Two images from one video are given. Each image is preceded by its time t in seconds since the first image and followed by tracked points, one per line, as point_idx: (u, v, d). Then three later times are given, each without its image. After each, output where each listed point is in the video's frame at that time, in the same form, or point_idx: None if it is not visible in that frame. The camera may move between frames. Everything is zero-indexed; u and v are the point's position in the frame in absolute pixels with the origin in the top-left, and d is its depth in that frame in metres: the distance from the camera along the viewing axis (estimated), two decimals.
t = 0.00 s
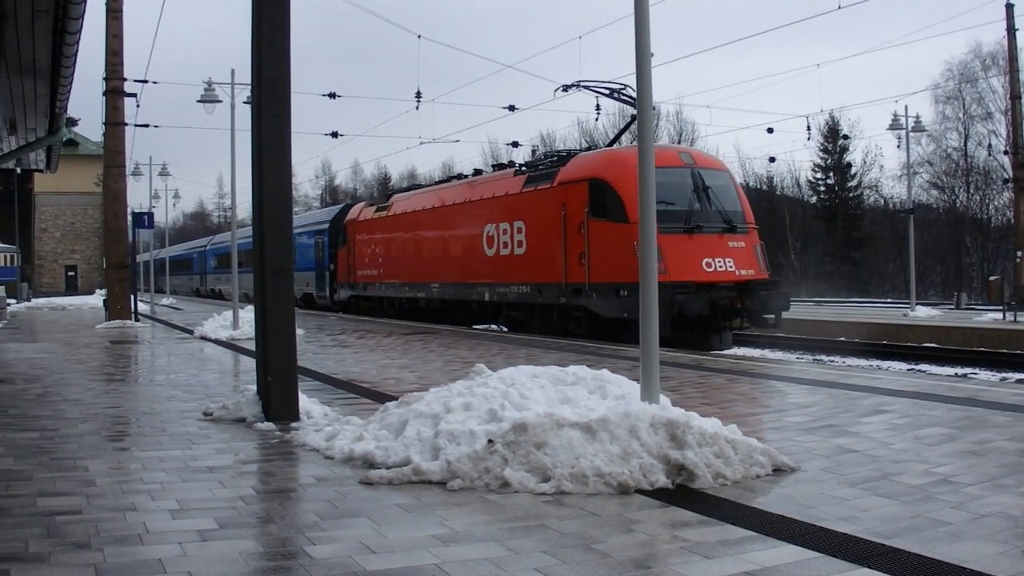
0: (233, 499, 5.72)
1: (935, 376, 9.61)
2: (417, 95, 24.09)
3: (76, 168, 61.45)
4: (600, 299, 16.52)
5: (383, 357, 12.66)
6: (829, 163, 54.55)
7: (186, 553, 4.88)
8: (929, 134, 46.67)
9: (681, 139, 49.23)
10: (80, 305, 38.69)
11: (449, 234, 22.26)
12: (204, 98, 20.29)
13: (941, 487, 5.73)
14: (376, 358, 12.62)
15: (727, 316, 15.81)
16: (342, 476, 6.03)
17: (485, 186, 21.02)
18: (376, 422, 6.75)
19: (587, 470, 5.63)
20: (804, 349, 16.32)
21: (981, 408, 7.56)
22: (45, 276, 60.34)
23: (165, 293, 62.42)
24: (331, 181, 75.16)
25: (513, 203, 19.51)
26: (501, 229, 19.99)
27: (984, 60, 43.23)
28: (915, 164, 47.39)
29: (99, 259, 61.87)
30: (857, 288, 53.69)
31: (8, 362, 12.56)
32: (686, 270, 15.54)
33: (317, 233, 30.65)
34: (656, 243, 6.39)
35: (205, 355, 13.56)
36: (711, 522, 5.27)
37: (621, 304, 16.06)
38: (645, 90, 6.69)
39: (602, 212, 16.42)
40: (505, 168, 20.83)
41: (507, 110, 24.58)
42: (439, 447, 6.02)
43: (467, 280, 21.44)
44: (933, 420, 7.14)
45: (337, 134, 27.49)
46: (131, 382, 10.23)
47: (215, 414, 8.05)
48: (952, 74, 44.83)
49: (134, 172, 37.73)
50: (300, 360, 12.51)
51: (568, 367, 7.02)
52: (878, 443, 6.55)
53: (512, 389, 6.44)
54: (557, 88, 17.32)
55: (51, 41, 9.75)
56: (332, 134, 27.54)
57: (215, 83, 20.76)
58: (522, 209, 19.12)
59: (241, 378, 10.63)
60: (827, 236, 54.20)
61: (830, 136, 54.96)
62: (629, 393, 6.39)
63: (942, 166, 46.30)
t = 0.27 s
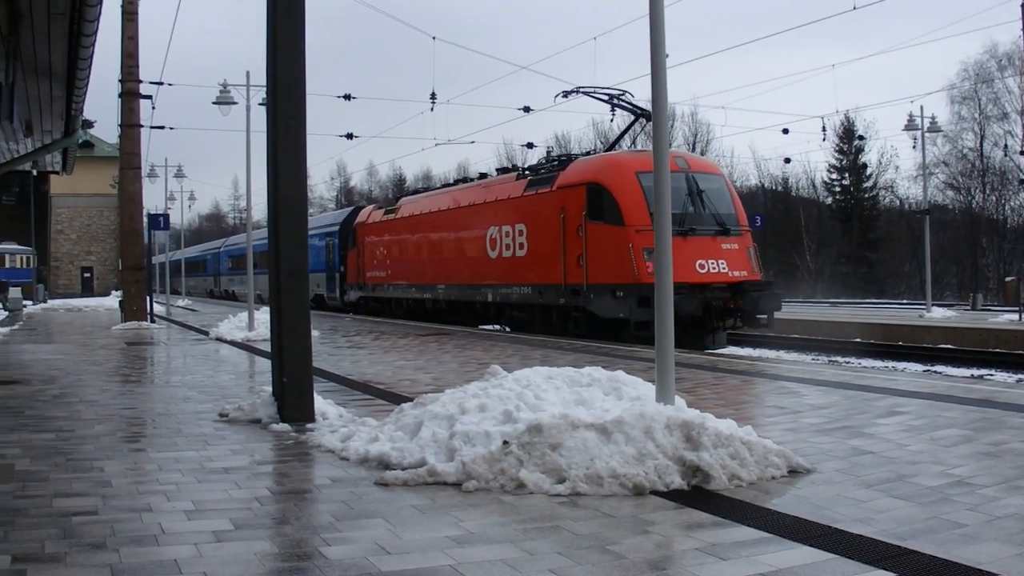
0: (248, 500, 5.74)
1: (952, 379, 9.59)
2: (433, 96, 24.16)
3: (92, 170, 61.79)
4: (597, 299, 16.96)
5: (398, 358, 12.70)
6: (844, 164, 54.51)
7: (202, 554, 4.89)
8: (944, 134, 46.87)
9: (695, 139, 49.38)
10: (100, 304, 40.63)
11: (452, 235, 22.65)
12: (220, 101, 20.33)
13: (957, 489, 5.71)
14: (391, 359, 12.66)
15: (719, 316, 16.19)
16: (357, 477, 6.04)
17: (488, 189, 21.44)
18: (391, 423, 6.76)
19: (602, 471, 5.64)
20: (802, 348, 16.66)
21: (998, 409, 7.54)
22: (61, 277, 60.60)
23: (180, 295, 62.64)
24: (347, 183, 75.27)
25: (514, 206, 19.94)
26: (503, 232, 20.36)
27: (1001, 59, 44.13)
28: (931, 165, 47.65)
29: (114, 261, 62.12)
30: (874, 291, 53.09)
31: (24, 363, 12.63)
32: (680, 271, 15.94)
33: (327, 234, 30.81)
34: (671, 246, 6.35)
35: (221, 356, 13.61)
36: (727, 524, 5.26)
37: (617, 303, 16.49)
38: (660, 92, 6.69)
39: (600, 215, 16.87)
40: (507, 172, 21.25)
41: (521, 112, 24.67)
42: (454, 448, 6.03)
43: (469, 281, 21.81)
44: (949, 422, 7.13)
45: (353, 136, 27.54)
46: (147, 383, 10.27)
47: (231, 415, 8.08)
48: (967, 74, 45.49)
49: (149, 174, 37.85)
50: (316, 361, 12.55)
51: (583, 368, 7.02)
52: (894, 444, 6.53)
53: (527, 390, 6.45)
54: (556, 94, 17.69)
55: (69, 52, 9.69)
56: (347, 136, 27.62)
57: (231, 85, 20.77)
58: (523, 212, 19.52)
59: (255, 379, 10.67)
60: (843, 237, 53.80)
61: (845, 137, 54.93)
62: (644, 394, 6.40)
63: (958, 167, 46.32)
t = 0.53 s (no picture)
0: (262, 502, 5.75)
1: (970, 382, 9.54)
2: (447, 99, 24.18)
3: (107, 173, 61.92)
4: (593, 301, 17.14)
5: (413, 360, 12.69)
6: (859, 166, 53.46)
7: (216, 556, 4.90)
8: (959, 135, 46.51)
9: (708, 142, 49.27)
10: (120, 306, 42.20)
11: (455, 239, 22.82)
12: (234, 104, 20.37)
13: (972, 492, 5.69)
14: (406, 362, 12.66)
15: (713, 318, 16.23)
16: (372, 479, 6.05)
17: (489, 194, 21.61)
18: (405, 426, 6.79)
19: (617, 474, 5.63)
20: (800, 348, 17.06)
21: (1014, 413, 7.50)
22: (77, 280, 60.76)
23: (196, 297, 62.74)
24: (361, 185, 75.19)
25: (513, 211, 20.12)
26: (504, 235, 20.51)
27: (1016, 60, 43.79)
28: (945, 167, 47.25)
29: (129, 264, 62.22)
30: (888, 295, 52.13)
31: (40, 365, 12.69)
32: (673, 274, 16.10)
33: (338, 237, 30.91)
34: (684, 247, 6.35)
35: (236, 358, 13.65)
36: (741, 527, 5.24)
37: (612, 306, 16.67)
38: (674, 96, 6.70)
39: (595, 219, 17.07)
40: (508, 178, 21.42)
41: (536, 114, 24.71)
42: (469, 450, 6.05)
43: (472, 284, 21.97)
44: (965, 425, 7.10)
45: (367, 138, 27.54)
46: (163, 385, 10.32)
47: (246, 418, 8.10)
48: (983, 75, 45.19)
49: (164, 176, 37.90)
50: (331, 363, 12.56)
51: (597, 371, 7.03)
52: (909, 448, 6.52)
53: (542, 393, 6.46)
54: (555, 101, 18.10)
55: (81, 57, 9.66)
56: (362, 139, 27.60)
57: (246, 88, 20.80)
58: (522, 216, 19.69)
59: (270, 381, 10.69)
60: (858, 239, 53.06)
61: (859, 138, 54.34)
62: (659, 396, 6.41)
63: (973, 169, 45.94)
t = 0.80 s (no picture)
0: (276, 503, 5.76)
1: (985, 384, 9.53)
2: (461, 100, 24.21)
3: (122, 174, 62.13)
4: (590, 302, 17.53)
5: (427, 362, 12.72)
6: (872, 167, 53.45)
7: (230, 557, 4.92)
8: (973, 137, 46.76)
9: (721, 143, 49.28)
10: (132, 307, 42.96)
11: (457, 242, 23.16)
12: (249, 106, 20.36)
13: (986, 494, 5.68)
14: (418, 363, 12.68)
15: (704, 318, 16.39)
16: (385, 480, 6.07)
17: (491, 198, 21.96)
18: (418, 427, 6.81)
19: (629, 475, 5.64)
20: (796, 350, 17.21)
21: None
22: (90, 281, 60.84)
23: (209, 298, 62.84)
24: (375, 187, 75.32)
25: (514, 214, 20.48)
26: (505, 238, 20.85)
27: None
28: (959, 169, 47.41)
29: (142, 265, 62.38)
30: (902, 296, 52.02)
31: (54, 366, 12.74)
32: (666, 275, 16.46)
33: (348, 238, 30.98)
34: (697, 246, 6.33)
35: (249, 359, 13.69)
36: (755, 528, 5.24)
37: (607, 307, 17.05)
38: (688, 97, 6.73)
39: (592, 223, 17.46)
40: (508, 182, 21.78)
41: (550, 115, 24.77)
42: (482, 452, 6.06)
43: (474, 285, 22.31)
44: (980, 427, 7.09)
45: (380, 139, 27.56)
46: (176, 386, 10.35)
47: (259, 419, 8.11)
48: (998, 77, 45.66)
49: (178, 178, 37.95)
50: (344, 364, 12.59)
51: (610, 372, 7.05)
52: (923, 449, 6.52)
53: (555, 394, 6.47)
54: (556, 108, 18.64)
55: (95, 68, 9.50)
56: (375, 140, 27.62)
57: (259, 92, 20.78)
58: (523, 219, 20.02)
59: (283, 382, 10.71)
60: (871, 241, 52.97)
61: (873, 140, 54.28)
62: (672, 398, 6.42)
63: (987, 170, 46.52)
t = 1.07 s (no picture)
0: (287, 504, 5.77)
1: (998, 385, 9.50)
2: (471, 100, 24.21)
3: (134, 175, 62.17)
4: (585, 302, 18.10)
5: (437, 363, 12.73)
6: (884, 167, 53.33)
7: (240, 557, 4.92)
8: (984, 137, 46.52)
9: (733, 143, 49.17)
10: (144, 309, 43.27)
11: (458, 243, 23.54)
12: (260, 107, 20.41)
13: (997, 495, 5.66)
14: (429, 364, 12.69)
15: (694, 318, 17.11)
16: (396, 481, 6.08)
17: (491, 201, 22.37)
18: (429, 428, 6.83)
19: (640, 476, 5.64)
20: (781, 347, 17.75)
21: None
22: (102, 282, 60.98)
23: (221, 299, 62.96)
24: (385, 188, 75.32)
25: (513, 217, 20.92)
26: (504, 240, 21.28)
27: None
28: (970, 169, 47.29)
29: (154, 266, 62.50)
30: (913, 296, 51.92)
31: (66, 366, 12.79)
32: (657, 276, 17.09)
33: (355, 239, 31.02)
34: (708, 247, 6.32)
35: (260, 360, 13.73)
36: (766, 529, 5.23)
37: (601, 306, 17.64)
38: (699, 97, 6.75)
39: (587, 225, 18.02)
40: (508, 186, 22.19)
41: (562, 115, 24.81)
42: (493, 453, 6.07)
43: (473, 286, 22.73)
44: (992, 427, 7.09)
45: (390, 140, 27.56)
46: (187, 387, 10.39)
47: (270, 419, 8.13)
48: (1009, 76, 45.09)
49: (189, 178, 37.97)
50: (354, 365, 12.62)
51: (621, 373, 7.06)
52: (934, 450, 6.51)
53: (566, 395, 6.48)
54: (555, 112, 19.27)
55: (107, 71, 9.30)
56: (386, 141, 27.58)
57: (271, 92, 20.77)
58: (522, 222, 20.50)
59: (294, 383, 10.74)
60: (882, 241, 52.94)
61: (884, 140, 54.08)
62: (683, 399, 6.43)
63: (998, 170, 46.06)
